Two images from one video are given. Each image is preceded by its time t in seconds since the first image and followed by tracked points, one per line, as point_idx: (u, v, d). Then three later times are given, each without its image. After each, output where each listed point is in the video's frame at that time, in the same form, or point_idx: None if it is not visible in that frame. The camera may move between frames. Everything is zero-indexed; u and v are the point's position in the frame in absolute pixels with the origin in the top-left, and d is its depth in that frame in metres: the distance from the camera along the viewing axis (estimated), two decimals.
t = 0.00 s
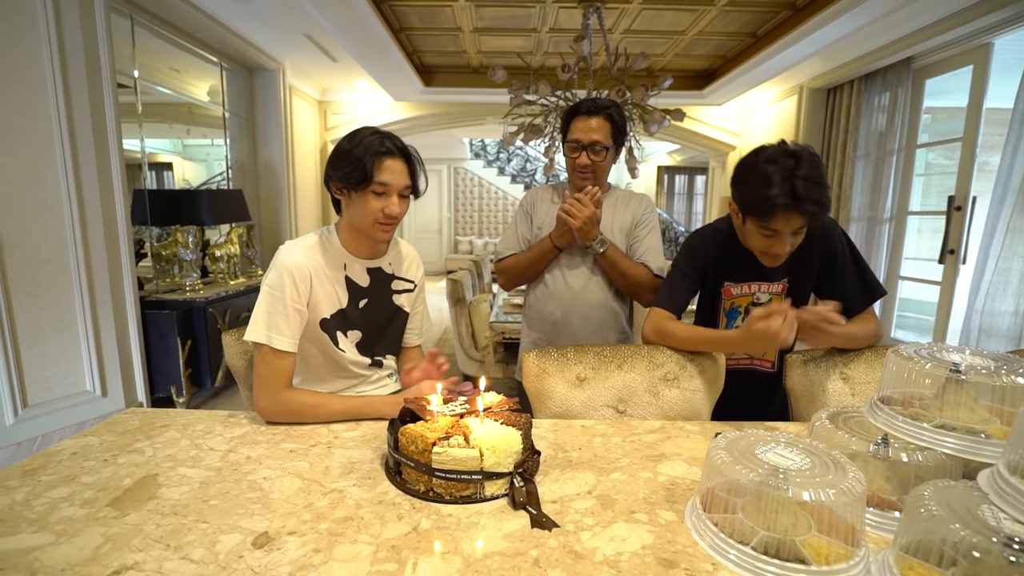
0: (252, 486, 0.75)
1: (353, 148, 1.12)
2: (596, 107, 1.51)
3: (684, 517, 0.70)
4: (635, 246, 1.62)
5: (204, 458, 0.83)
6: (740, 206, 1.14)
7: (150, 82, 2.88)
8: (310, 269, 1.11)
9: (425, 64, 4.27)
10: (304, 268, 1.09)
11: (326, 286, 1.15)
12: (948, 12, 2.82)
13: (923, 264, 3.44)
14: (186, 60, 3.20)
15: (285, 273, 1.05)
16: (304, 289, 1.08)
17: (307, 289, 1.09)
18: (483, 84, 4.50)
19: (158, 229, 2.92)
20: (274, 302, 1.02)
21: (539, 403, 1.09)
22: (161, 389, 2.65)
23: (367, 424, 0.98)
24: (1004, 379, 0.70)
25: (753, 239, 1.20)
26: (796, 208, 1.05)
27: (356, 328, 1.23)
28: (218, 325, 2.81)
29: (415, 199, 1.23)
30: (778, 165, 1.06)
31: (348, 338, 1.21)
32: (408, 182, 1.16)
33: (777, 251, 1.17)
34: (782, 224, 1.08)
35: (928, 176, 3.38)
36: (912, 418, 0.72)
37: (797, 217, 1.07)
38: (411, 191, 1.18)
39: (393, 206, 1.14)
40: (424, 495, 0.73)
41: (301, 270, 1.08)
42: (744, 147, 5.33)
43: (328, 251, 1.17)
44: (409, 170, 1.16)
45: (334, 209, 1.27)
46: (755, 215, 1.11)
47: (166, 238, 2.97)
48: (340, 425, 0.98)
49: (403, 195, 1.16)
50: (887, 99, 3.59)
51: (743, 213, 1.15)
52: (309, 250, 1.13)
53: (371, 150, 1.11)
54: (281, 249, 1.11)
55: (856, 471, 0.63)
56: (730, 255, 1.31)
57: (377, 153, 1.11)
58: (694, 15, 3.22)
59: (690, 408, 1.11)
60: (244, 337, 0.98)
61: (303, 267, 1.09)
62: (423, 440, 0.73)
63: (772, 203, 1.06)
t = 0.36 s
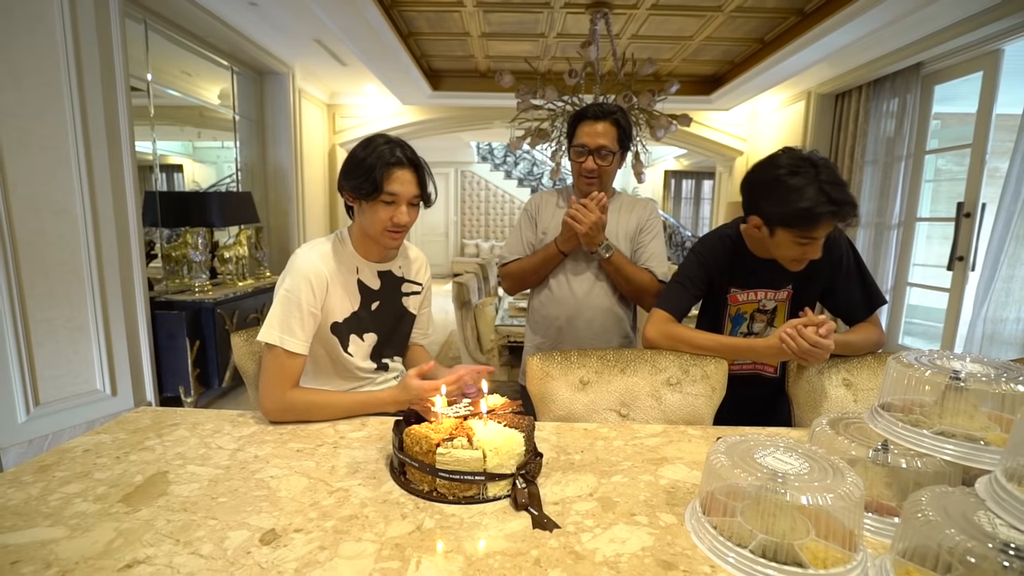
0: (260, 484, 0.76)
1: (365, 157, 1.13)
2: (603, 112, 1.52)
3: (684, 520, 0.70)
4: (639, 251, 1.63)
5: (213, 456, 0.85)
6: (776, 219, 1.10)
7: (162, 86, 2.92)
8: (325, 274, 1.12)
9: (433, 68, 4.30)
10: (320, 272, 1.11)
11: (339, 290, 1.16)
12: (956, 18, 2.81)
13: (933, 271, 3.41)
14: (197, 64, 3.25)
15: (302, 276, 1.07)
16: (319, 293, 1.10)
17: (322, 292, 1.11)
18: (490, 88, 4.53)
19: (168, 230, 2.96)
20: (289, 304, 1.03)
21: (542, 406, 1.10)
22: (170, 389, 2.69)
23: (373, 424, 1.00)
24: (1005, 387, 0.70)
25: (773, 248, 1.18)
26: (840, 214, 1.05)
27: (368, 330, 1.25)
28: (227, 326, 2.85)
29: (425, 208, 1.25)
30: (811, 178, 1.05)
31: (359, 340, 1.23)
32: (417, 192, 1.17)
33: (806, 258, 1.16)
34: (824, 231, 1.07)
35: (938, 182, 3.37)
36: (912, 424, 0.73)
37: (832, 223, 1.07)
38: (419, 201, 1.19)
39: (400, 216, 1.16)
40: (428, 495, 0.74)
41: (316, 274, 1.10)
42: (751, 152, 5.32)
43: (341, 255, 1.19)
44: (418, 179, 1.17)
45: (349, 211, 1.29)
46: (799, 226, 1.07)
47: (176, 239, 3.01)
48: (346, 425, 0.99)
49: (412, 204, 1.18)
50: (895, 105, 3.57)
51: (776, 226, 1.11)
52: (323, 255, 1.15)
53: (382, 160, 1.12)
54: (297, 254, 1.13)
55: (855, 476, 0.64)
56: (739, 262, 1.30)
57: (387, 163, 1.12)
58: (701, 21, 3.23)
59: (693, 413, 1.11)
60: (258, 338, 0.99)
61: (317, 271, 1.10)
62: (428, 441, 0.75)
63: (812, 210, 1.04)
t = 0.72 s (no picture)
0: (259, 484, 0.77)
1: (377, 162, 1.14)
2: (607, 114, 1.53)
3: (679, 522, 0.71)
4: (640, 254, 1.63)
5: (213, 456, 0.86)
6: (842, 237, 1.07)
7: (166, 87, 2.94)
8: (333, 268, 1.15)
9: (436, 70, 4.32)
10: (328, 266, 1.13)
11: (347, 283, 1.19)
12: (958, 22, 2.81)
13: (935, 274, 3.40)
14: (201, 65, 3.27)
15: (311, 269, 1.10)
16: (329, 285, 1.13)
17: (332, 284, 1.14)
18: (492, 90, 4.54)
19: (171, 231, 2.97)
20: (304, 299, 1.06)
21: (540, 408, 1.11)
22: (172, 389, 2.70)
23: (372, 425, 1.00)
24: (997, 391, 0.70)
25: (814, 260, 1.17)
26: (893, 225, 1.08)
27: (377, 323, 1.27)
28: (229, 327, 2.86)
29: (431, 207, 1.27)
30: (864, 197, 1.05)
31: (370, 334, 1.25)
32: (426, 192, 1.20)
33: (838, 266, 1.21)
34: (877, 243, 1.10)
35: (941, 185, 3.37)
36: (907, 428, 0.73)
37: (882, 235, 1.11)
38: (427, 201, 1.22)
39: (410, 215, 1.18)
40: (426, 495, 0.74)
41: (325, 268, 1.12)
42: (753, 154, 5.32)
43: (347, 251, 1.21)
44: (428, 180, 1.20)
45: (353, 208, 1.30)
46: (860, 240, 1.07)
47: (179, 240, 3.02)
48: (345, 426, 1.00)
49: (421, 204, 1.20)
50: (898, 108, 3.55)
51: (835, 243, 1.09)
52: (329, 250, 1.17)
53: (396, 163, 1.14)
54: (302, 250, 1.14)
55: (848, 478, 0.64)
56: (741, 267, 1.30)
57: (401, 165, 1.14)
58: (703, 24, 3.23)
59: (691, 415, 1.12)
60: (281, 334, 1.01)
61: (326, 265, 1.13)
62: (425, 442, 0.75)
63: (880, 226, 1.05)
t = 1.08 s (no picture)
0: (252, 482, 0.77)
1: (363, 149, 1.23)
2: (614, 111, 1.55)
3: (676, 520, 0.70)
4: (638, 247, 1.64)
5: (207, 454, 0.85)
6: (894, 237, 1.08)
7: (162, 83, 2.92)
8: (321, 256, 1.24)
9: (434, 66, 4.30)
10: (316, 254, 1.22)
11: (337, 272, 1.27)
12: (958, 18, 2.80)
13: (933, 271, 3.40)
14: (197, 61, 3.24)
15: (300, 259, 1.19)
16: (320, 271, 1.22)
17: (323, 270, 1.23)
18: (490, 86, 4.52)
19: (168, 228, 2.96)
20: (298, 287, 1.16)
21: (537, 405, 1.10)
22: (169, 386, 2.69)
23: (367, 423, 1.00)
24: (995, 388, 0.70)
25: (860, 261, 1.17)
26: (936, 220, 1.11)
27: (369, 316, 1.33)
28: (226, 324, 2.85)
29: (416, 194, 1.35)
30: (918, 197, 1.07)
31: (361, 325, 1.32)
32: (412, 177, 1.28)
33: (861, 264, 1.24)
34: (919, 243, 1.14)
35: (939, 182, 3.36)
36: (904, 426, 0.73)
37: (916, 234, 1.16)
38: (413, 185, 1.30)
39: (398, 199, 1.26)
40: (420, 493, 0.74)
41: (313, 257, 1.22)
42: (752, 151, 5.31)
43: (336, 241, 1.30)
44: (413, 165, 1.29)
45: (342, 200, 1.38)
46: (910, 239, 1.10)
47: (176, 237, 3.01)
48: (341, 424, 1.00)
49: (407, 188, 1.28)
50: (897, 105, 3.54)
51: (887, 243, 1.10)
52: (317, 240, 1.26)
53: (381, 148, 1.23)
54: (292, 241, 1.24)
55: (845, 476, 0.64)
56: (767, 277, 1.26)
57: (386, 151, 1.23)
58: (702, 19, 3.22)
59: (688, 412, 1.11)
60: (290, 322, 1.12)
61: (313, 254, 1.22)
62: (420, 440, 0.75)
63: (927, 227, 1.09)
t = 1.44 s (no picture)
0: (241, 485, 0.75)
1: (346, 138, 1.23)
2: (607, 105, 1.54)
3: (674, 522, 0.69)
4: (639, 243, 1.64)
5: (195, 456, 0.83)
6: (874, 237, 1.06)
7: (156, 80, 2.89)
8: (313, 250, 1.22)
9: (430, 62, 4.27)
10: (308, 248, 1.21)
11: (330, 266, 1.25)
12: (957, 13, 2.78)
13: (931, 267, 3.39)
14: (191, 57, 3.21)
15: (292, 252, 1.18)
16: (313, 263, 1.20)
17: (316, 262, 1.21)
18: (487, 83, 4.50)
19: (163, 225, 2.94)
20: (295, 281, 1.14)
21: (533, 404, 1.09)
22: (164, 385, 2.67)
23: (360, 422, 0.98)
24: (999, 386, 0.69)
25: (847, 261, 1.15)
26: (924, 220, 1.08)
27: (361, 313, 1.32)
28: (221, 322, 2.83)
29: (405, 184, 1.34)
30: (904, 196, 1.04)
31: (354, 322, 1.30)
32: (397, 162, 1.27)
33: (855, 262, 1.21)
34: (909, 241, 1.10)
35: (937, 178, 3.35)
36: (907, 425, 0.71)
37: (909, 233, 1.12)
38: (399, 171, 1.29)
39: (383, 182, 1.24)
40: (413, 495, 0.72)
41: (305, 251, 1.20)
42: (750, 147, 5.30)
43: (326, 236, 1.28)
44: (397, 150, 1.28)
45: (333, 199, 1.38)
46: (897, 238, 1.07)
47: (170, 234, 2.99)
48: (333, 424, 0.98)
49: (393, 173, 1.27)
50: (896, 100, 3.52)
51: (869, 243, 1.08)
52: (307, 235, 1.24)
53: (361, 134, 1.23)
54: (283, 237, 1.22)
55: (847, 477, 0.62)
56: (750, 264, 1.25)
57: (367, 137, 1.23)
58: (701, 14, 3.20)
59: (687, 411, 1.09)
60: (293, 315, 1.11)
61: (304, 248, 1.20)
62: (412, 441, 0.73)
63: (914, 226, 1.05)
